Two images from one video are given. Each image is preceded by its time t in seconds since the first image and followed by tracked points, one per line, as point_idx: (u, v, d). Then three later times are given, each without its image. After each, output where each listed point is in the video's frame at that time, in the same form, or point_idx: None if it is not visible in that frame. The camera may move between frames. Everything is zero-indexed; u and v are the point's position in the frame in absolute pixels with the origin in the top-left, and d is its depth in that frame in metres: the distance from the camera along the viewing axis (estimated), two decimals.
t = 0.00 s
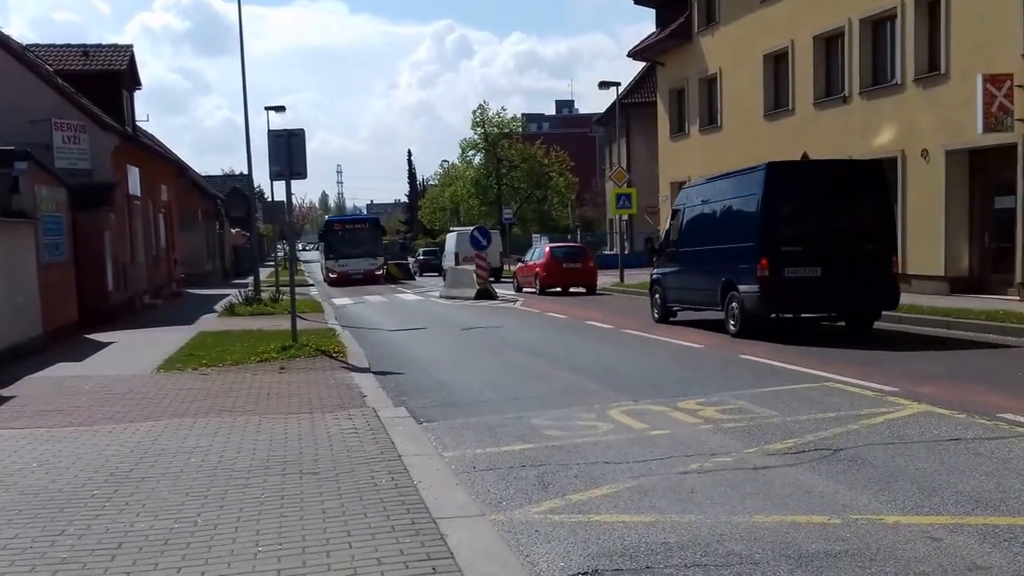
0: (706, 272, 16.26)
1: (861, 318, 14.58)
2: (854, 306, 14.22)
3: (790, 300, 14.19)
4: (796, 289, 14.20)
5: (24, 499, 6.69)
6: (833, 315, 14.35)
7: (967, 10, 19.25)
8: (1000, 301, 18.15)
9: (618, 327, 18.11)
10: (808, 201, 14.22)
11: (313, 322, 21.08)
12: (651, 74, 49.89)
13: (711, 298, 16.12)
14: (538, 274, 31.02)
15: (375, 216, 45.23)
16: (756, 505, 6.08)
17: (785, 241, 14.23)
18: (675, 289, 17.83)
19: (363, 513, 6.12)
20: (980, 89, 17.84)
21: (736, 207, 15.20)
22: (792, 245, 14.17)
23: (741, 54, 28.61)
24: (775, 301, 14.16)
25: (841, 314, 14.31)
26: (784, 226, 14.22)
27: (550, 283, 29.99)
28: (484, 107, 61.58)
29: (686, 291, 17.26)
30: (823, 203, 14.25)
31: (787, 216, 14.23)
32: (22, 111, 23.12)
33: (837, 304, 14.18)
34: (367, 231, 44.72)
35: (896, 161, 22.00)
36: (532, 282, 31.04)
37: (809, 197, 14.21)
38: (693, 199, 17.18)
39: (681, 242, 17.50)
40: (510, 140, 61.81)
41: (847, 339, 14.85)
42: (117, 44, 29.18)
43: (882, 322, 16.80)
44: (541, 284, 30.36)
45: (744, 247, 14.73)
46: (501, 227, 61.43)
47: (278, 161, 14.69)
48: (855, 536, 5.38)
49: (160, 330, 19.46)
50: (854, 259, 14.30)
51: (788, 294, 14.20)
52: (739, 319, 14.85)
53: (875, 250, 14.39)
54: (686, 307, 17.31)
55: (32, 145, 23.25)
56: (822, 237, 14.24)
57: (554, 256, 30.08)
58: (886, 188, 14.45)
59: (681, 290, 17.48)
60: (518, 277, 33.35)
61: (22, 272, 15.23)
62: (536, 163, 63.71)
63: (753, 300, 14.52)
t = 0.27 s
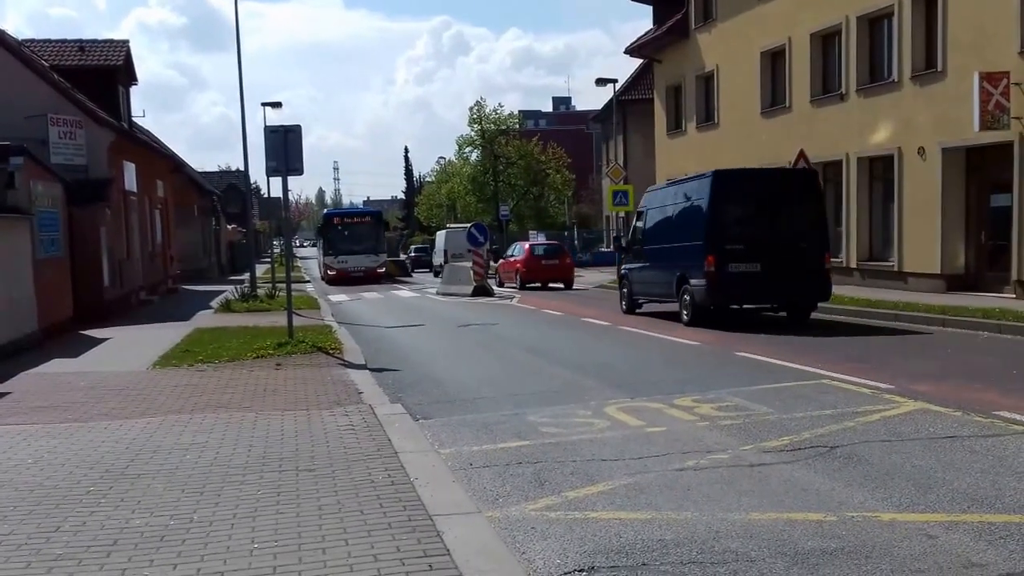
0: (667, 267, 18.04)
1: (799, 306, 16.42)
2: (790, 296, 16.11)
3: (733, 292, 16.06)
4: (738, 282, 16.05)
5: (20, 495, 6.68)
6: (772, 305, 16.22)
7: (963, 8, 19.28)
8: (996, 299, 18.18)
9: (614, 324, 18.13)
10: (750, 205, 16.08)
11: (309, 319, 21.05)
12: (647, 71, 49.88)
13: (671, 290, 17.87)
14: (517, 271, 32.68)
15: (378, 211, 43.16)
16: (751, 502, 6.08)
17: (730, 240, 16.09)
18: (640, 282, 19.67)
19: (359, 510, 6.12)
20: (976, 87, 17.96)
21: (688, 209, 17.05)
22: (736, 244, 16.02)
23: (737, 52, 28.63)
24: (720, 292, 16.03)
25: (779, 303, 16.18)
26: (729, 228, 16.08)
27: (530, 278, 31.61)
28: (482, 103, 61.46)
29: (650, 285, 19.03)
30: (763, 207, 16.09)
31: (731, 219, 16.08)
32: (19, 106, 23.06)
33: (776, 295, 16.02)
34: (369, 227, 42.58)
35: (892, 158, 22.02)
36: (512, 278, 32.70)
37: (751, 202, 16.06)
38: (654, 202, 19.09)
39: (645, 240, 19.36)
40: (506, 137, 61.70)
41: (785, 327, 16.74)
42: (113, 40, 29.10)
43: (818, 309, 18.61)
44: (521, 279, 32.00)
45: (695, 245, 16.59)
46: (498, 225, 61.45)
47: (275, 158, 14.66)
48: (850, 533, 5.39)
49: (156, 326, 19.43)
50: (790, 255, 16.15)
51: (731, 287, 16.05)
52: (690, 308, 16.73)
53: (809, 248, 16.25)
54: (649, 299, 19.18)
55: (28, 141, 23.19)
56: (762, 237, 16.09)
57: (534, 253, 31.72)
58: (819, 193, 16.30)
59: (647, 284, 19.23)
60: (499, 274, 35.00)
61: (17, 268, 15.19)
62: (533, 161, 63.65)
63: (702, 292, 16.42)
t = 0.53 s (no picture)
0: (633, 262, 19.77)
1: (749, 299, 18.16)
2: (739, 289, 17.86)
3: (688, 286, 17.88)
4: (693, 276, 17.84)
5: (15, 491, 6.68)
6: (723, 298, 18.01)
7: (960, 6, 19.29)
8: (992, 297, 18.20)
9: (610, 321, 18.16)
10: (704, 207, 17.83)
11: (306, 316, 21.03)
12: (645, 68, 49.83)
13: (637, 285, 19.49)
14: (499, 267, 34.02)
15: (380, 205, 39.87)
16: (747, 500, 6.08)
17: (685, 238, 17.86)
18: (610, 276, 21.44)
19: (355, 506, 6.11)
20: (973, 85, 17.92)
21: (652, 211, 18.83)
22: (690, 242, 17.77)
23: (735, 49, 28.64)
24: (674, 285, 17.87)
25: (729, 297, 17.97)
26: (685, 228, 17.82)
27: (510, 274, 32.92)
28: (479, 100, 61.30)
29: (620, 279, 20.67)
30: (716, 210, 17.84)
31: (687, 220, 17.84)
32: (15, 101, 23.01)
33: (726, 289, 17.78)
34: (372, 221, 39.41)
35: (889, 156, 22.04)
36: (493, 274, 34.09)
37: (706, 204, 17.80)
38: (624, 202, 20.91)
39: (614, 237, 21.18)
40: (503, 134, 61.69)
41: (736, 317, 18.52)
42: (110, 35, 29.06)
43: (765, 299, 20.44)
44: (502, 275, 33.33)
45: (655, 243, 18.38)
46: (495, 221, 61.41)
47: (271, 154, 14.64)
48: (846, 530, 5.40)
49: (151, 322, 19.40)
50: (740, 254, 17.89)
51: (686, 280, 17.85)
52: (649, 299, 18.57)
53: (758, 246, 17.98)
54: (618, 292, 20.77)
55: (23, 136, 23.12)
56: (715, 237, 17.84)
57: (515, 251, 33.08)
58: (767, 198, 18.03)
59: (617, 279, 20.86)
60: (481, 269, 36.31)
61: (13, 264, 15.16)
62: (530, 158, 63.60)
63: (660, 285, 18.24)
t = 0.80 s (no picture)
0: (603, 258, 21.47)
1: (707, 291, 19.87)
2: (697, 284, 19.56)
3: (649, 279, 19.62)
4: (654, 271, 19.56)
5: (10, 487, 6.66)
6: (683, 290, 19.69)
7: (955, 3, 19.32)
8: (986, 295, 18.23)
9: (606, 318, 18.16)
10: (664, 208, 19.48)
11: (301, 312, 21.01)
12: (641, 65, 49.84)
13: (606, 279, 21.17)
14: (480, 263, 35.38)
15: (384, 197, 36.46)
16: (742, 497, 6.09)
17: (646, 236, 19.55)
18: (583, 269, 23.19)
19: (350, 504, 6.11)
20: (969, 83, 17.95)
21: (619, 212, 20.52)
22: (651, 240, 19.44)
23: (730, 47, 28.67)
24: (638, 280, 19.57)
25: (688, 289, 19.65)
26: (647, 228, 19.50)
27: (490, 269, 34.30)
28: (474, 97, 61.28)
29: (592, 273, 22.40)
30: (675, 210, 19.49)
31: (648, 220, 19.50)
32: (10, 96, 22.92)
33: (684, 283, 19.46)
34: (375, 217, 35.87)
35: (885, 154, 22.07)
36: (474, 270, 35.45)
37: (666, 206, 19.47)
38: (596, 202, 22.61)
39: (586, 233, 22.91)
40: (499, 130, 61.72)
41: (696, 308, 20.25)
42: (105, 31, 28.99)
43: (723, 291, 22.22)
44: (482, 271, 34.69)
45: (621, 242, 20.09)
46: (490, 218, 61.41)
47: (267, 150, 14.62)
48: (841, 527, 5.41)
49: (146, 318, 19.35)
50: (697, 251, 19.53)
51: (649, 275, 19.57)
52: (616, 291, 20.32)
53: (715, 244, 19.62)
54: (589, 287, 22.44)
55: (18, 132, 23.02)
56: (674, 236, 19.51)
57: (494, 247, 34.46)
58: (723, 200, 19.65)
59: (590, 273, 22.53)
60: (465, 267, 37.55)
61: (7, 259, 15.12)
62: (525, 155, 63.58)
63: (625, 279, 19.98)
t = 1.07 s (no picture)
0: (572, 255, 23.34)
1: (666, 285, 21.71)
2: (657, 277, 21.42)
3: (614, 274, 21.47)
4: (618, 266, 21.43)
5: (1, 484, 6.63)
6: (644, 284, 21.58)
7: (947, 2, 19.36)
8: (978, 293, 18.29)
9: (599, 316, 18.16)
10: (628, 209, 21.39)
11: (292, 309, 20.96)
12: (633, 62, 49.80)
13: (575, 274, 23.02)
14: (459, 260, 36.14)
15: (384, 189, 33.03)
16: (733, 494, 6.10)
17: (611, 234, 21.47)
18: (553, 267, 25.03)
19: (342, 500, 6.10)
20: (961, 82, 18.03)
21: (587, 213, 22.47)
22: (616, 238, 21.35)
23: (723, 45, 28.68)
24: (604, 274, 21.42)
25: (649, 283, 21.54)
26: (611, 227, 21.41)
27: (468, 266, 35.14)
28: (467, 93, 61.17)
29: (562, 269, 24.24)
30: (638, 211, 21.36)
31: (613, 220, 21.39)
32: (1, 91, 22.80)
33: (646, 277, 21.34)
34: (372, 212, 32.41)
35: (877, 152, 22.11)
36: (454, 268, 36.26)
37: (628, 207, 21.38)
38: (566, 206, 24.54)
39: (557, 233, 24.77)
40: (491, 127, 61.67)
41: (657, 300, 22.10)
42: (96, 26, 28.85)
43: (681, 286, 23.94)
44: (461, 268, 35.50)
45: (588, 240, 21.98)
46: (482, 215, 61.37)
47: (258, 147, 14.56)
48: (832, 525, 5.42)
49: (137, 315, 19.29)
50: (657, 248, 21.41)
51: (614, 270, 21.43)
52: (583, 286, 22.13)
53: (673, 241, 21.52)
54: (562, 282, 24.21)
55: (9, 127, 22.91)
56: (637, 234, 21.40)
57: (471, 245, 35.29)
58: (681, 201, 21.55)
59: (561, 268, 24.32)
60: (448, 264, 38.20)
61: None
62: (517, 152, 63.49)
63: (592, 273, 21.80)
